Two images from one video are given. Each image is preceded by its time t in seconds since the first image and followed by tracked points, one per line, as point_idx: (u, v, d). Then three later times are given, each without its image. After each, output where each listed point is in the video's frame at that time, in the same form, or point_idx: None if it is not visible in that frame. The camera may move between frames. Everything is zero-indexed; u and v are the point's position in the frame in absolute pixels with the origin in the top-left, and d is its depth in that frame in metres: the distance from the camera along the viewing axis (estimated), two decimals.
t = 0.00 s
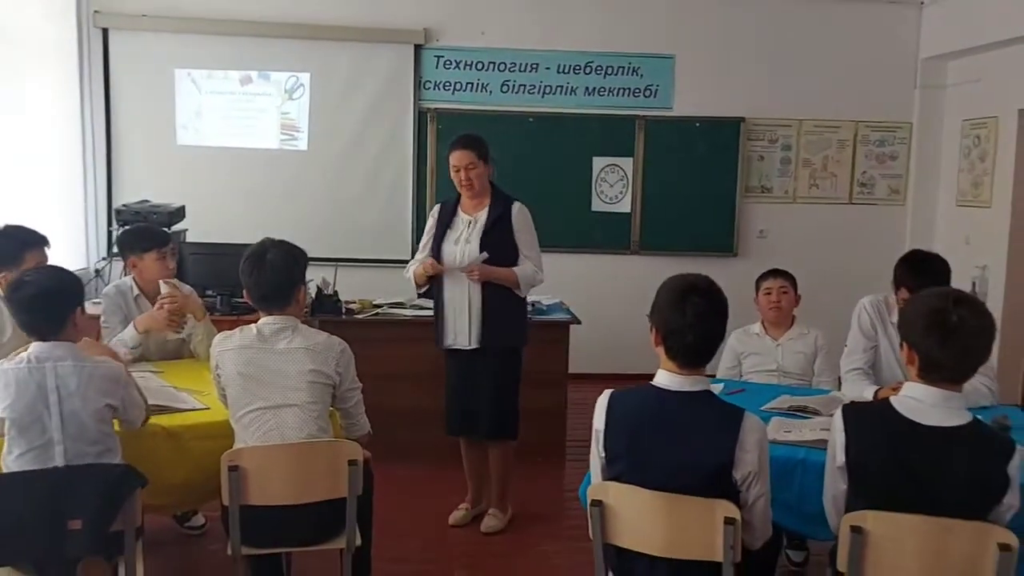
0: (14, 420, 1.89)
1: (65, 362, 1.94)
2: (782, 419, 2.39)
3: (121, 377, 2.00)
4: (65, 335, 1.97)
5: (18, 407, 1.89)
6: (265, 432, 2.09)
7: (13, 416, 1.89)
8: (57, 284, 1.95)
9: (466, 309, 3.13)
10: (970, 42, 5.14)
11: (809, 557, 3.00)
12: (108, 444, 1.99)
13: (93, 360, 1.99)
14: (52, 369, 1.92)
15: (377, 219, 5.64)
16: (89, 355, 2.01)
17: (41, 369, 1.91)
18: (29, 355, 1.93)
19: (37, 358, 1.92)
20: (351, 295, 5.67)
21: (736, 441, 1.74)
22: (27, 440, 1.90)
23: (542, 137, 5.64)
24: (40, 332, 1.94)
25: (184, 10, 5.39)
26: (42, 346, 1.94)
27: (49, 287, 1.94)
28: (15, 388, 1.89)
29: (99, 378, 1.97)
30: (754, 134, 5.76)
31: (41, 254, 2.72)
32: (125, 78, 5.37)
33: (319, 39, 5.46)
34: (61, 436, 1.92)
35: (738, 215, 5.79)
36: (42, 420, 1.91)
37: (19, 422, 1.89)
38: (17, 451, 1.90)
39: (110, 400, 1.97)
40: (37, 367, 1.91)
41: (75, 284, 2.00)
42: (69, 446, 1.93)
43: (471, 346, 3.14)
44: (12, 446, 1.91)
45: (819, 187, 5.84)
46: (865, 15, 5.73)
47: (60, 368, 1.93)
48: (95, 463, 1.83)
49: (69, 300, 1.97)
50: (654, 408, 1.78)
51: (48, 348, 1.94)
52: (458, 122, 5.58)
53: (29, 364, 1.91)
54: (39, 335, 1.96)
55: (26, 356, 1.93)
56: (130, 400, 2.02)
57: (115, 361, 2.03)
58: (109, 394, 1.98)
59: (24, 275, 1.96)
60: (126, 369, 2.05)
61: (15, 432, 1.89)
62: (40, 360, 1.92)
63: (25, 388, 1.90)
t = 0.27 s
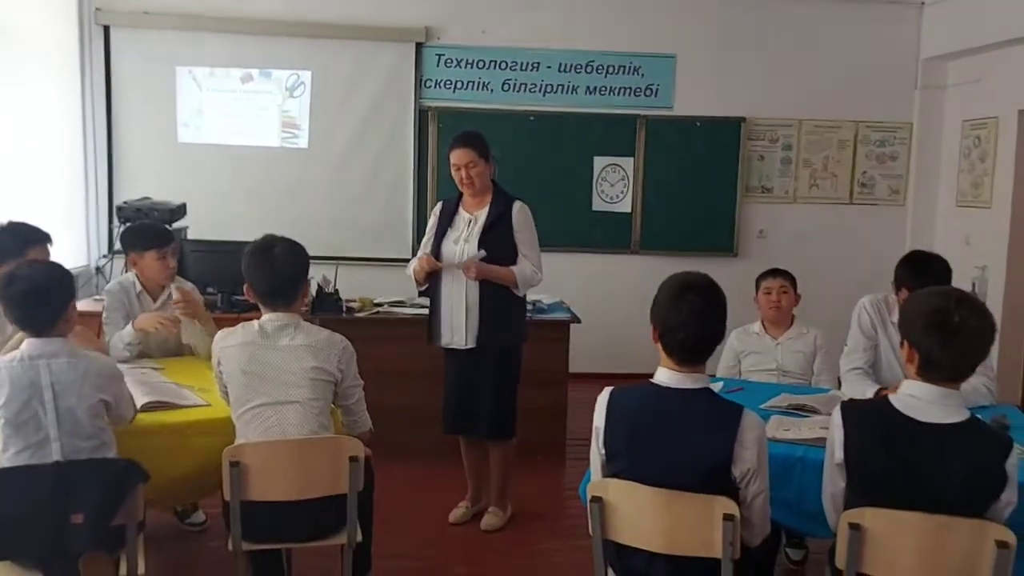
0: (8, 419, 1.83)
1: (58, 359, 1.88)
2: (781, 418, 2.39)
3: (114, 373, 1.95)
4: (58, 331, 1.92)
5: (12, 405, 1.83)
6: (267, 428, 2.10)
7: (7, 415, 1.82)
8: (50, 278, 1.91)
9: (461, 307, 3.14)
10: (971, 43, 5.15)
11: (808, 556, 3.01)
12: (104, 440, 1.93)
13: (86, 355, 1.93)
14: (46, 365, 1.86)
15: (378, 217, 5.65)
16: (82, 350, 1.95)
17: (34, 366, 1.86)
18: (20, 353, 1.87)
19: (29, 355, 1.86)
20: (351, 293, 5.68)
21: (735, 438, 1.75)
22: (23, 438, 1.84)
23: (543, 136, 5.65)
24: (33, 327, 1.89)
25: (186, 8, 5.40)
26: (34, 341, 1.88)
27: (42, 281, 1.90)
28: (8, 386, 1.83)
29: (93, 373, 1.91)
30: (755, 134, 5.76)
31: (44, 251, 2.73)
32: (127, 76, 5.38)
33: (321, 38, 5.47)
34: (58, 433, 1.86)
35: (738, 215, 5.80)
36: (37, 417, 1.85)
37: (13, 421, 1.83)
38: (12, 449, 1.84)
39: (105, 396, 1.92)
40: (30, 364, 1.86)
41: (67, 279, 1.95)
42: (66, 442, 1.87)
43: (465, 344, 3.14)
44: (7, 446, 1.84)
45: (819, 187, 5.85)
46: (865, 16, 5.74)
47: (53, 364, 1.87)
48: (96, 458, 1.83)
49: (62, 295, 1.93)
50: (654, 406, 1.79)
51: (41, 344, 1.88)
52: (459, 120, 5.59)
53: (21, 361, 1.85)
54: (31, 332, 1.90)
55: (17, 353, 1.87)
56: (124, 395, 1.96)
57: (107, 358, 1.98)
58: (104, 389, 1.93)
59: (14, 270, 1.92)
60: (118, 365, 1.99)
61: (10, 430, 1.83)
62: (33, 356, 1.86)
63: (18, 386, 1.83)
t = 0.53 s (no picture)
0: (12, 417, 1.84)
1: (63, 358, 1.90)
2: (780, 417, 2.41)
3: (119, 373, 1.96)
4: (65, 329, 1.94)
5: (17, 404, 1.84)
6: (269, 425, 2.12)
7: (11, 413, 1.84)
8: (58, 277, 1.94)
9: (461, 305, 3.16)
10: (971, 45, 5.16)
11: (806, 555, 3.02)
12: (108, 439, 1.94)
13: (91, 355, 1.95)
14: (51, 365, 1.88)
15: (379, 217, 5.67)
16: (88, 350, 1.97)
17: (39, 366, 1.87)
18: (26, 352, 1.89)
19: (34, 354, 1.88)
20: (353, 293, 5.70)
21: (734, 436, 1.77)
22: (28, 436, 1.86)
23: (544, 137, 5.67)
24: (40, 324, 1.91)
25: (187, 8, 5.41)
26: (41, 340, 1.90)
27: (51, 279, 1.93)
28: (13, 384, 1.85)
29: (98, 372, 1.93)
30: (755, 136, 5.78)
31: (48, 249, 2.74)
32: (130, 76, 5.40)
33: (322, 38, 5.48)
34: (62, 431, 1.87)
35: (738, 216, 5.81)
36: (42, 415, 1.86)
37: (17, 419, 1.85)
38: (16, 447, 1.86)
39: (108, 395, 1.93)
40: (35, 363, 1.87)
41: (74, 278, 1.98)
42: (70, 440, 1.89)
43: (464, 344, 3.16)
44: (11, 443, 1.86)
45: (819, 189, 5.86)
46: (866, 18, 5.76)
47: (58, 364, 1.89)
48: (100, 455, 1.85)
49: (69, 294, 1.95)
50: (654, 404, 1.81)
51: (46, 344, 1.90)
52: (460, 121, 5.61)
53: (27, 360, 1.87)
54: (39, 330, 1.92)
55: (23, 351, 1.89)
56: (128, 394, 1.97)
57: (112, 358, 1.99)
58: (108, 388, 1.94)
59: (26, 267, 1.94)
60: (123, 365, 2.00)
61: (15, 428, 1.84)
62: (39, 355, 1.88)
63: (23, 384, 1.85)
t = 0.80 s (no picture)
0: (15, 413, 1.85)
1: (68, 355, 1.90)
2: (778, 416, 2.41)
3: (122, 370, 1.96)
4: (70, 326, 1.94)
5: (21, 399, 1.85)
6: (269, 422, 2.12)
7: (15, 409, 1.84)
8: (64, 274, 1.93)
9: (459, 304, 3.15)
10: (970, 45, 5.17)
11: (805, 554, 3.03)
12: (111, 435, 1.95)
13: (96, 351, 1.95)
14: (55, 361, 1.88)
15: (379, 216, 5.67)
16: (92, 346, 1.97)
17: (44, 362, 1.87)
18: (31, 347, 1.89)
19: (39, 350, 1.88)
20: (352, 292, 5.70)
21: (733, 433, 1.77)
22: (32, 431, 1.86)
23: (544, 137, 5.68)
24: (46, 320, 1.91)
25: (187, 6, 5.41)
26: (46, 336, 1.90)
27: (58, 276, 1.92)
28: (17, 380, 1.85)
29: (102, 369, 1.93)
30: (754, 136, 5.78)
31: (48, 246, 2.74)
32: (129, 74, 5.40)
33: (322, 37, 5.48)
34: (65, 427, 1.88)
35: (737, 216, 5.82)
36: (46, 412, 1.87)
37: (21, 415, 1.85)
38: (20, 441, 1.86)
39: (112, 392, 1.93)
40: (39, 359, 1.87)
41: (81, 274, 1.97)
42: (73, 437, 1.89)
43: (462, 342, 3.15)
44: (14, 438, 1.86)
45: (818, 189, 5.87)
46: (865, 18, 5.76)
47: (63, 361, 1.89)
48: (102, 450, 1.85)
49: (76, 290, 1.95)
50: (653, 402, 1.81)
51: (52, 340, 1.90)
52: (460, 120, 5.61)
53: (32, 356, 1.87)
54: (45, 325, 1.92)
55: (29, 347, 1.89)
56: (131, 391, 1.97)
57: (116, 354, 1.99)
58: (112, 385, 1.94)
59: (33, 262, 1.93)
60: (127, 362, 2.00)
61: (18, 423, 1.85)
62: (43, 351, 1.88)
63: (27, 380, 1.85)
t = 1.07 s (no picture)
0: (21, 411, 1.86)
1: (73, 354, 1.91)
2: (779, 415, 2.42)
3: (127, 369, 1.97)
4: (77, 325, 1.95)
5: (26, 398, 1.86)
6: (271, 421, 2.13)
7: (20, 407, 1.85)
8: (73, 273, 1.93)
9: (454, 304, 3.14)
10: (971, 46, 5.18)
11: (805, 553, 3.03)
12: (114, 434, 1.96)
13: (102, 351, 1.96)
14: (61, 361, 1.89)
15: (380, 216, 5.68)
16: (98, 346, 1.98)
17: (49, 361, 1.88)
18: (38, 346, 1.90)
19: (45, 349, 1.89)
20: (353, 292, 5.71)
21: (734, 432, 1.78)
22: (36, 430, 1.87)
23: (545, 137, 5.68)
24: (53, 319, 1.91)
25: (188, 6, 5.42)
26: (52, 335, 1.91)
27: (66, 275, 1.92)
28: (23, 379, 1.86)
29: (107, 368, 1.93)
30: (755, 136, 5.79)
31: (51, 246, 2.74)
32: (131, 73, 5.41)
33: (323, 38, 5.49)
34: (69, 426, 1.89)
35: (738, 217, 5.82)
36: (51, 410, 1.88)
37: (25, 414, 1.86)
38: (24, 440, 1.87)
39: (116, 392, 1.94)
40: (45, 358, 1.88)
41: (90, 273, 1.98)
42: (77, 436, 1.90)
43: (458, 343, 3.14)
44: (19, 437, 1.87)
45: (818, 189, 5.87)
46: (865, 19, 5.77)
47: (68, 360, 1.90)
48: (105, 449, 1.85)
49: (84, 290, 1.95)
50: (654, 401, 1.82)
51: (58, 339, 1.91)
52: (461, 120, 5.62)
53: (37, 355, 1.88)
54: (52, 324, 1.93)
55: (36, 346, 1.90)
56: (135, 391, 1.98)
57: (122, 354, 2.00)
58: (116, 385, 1.95)
59: (43, 261, 1.94)
60: (131, 362, 2.01)
61: (23, 421, 1.86)
62: (49, 350, 1.89)
63: (33, 379, 1.86)
